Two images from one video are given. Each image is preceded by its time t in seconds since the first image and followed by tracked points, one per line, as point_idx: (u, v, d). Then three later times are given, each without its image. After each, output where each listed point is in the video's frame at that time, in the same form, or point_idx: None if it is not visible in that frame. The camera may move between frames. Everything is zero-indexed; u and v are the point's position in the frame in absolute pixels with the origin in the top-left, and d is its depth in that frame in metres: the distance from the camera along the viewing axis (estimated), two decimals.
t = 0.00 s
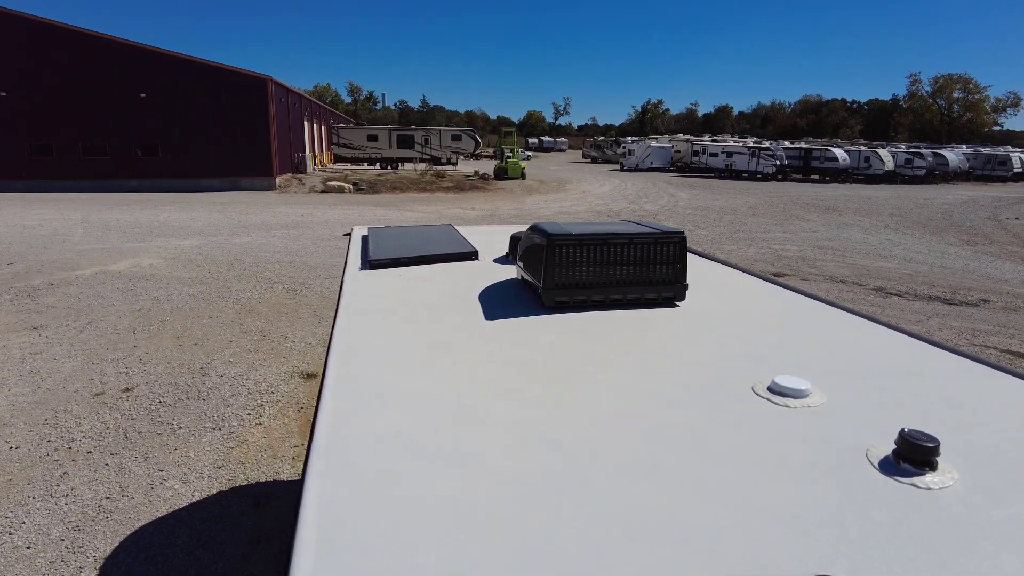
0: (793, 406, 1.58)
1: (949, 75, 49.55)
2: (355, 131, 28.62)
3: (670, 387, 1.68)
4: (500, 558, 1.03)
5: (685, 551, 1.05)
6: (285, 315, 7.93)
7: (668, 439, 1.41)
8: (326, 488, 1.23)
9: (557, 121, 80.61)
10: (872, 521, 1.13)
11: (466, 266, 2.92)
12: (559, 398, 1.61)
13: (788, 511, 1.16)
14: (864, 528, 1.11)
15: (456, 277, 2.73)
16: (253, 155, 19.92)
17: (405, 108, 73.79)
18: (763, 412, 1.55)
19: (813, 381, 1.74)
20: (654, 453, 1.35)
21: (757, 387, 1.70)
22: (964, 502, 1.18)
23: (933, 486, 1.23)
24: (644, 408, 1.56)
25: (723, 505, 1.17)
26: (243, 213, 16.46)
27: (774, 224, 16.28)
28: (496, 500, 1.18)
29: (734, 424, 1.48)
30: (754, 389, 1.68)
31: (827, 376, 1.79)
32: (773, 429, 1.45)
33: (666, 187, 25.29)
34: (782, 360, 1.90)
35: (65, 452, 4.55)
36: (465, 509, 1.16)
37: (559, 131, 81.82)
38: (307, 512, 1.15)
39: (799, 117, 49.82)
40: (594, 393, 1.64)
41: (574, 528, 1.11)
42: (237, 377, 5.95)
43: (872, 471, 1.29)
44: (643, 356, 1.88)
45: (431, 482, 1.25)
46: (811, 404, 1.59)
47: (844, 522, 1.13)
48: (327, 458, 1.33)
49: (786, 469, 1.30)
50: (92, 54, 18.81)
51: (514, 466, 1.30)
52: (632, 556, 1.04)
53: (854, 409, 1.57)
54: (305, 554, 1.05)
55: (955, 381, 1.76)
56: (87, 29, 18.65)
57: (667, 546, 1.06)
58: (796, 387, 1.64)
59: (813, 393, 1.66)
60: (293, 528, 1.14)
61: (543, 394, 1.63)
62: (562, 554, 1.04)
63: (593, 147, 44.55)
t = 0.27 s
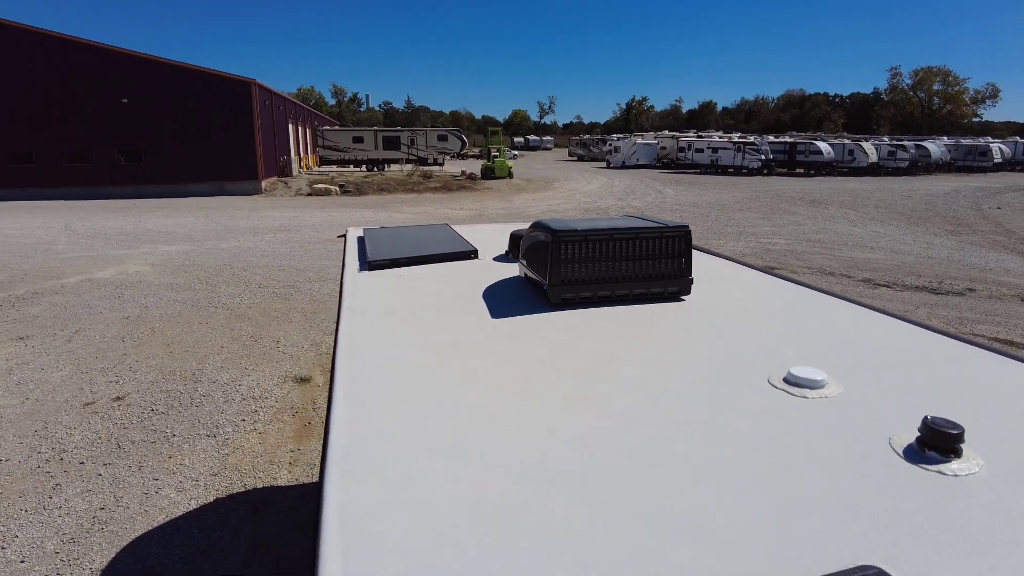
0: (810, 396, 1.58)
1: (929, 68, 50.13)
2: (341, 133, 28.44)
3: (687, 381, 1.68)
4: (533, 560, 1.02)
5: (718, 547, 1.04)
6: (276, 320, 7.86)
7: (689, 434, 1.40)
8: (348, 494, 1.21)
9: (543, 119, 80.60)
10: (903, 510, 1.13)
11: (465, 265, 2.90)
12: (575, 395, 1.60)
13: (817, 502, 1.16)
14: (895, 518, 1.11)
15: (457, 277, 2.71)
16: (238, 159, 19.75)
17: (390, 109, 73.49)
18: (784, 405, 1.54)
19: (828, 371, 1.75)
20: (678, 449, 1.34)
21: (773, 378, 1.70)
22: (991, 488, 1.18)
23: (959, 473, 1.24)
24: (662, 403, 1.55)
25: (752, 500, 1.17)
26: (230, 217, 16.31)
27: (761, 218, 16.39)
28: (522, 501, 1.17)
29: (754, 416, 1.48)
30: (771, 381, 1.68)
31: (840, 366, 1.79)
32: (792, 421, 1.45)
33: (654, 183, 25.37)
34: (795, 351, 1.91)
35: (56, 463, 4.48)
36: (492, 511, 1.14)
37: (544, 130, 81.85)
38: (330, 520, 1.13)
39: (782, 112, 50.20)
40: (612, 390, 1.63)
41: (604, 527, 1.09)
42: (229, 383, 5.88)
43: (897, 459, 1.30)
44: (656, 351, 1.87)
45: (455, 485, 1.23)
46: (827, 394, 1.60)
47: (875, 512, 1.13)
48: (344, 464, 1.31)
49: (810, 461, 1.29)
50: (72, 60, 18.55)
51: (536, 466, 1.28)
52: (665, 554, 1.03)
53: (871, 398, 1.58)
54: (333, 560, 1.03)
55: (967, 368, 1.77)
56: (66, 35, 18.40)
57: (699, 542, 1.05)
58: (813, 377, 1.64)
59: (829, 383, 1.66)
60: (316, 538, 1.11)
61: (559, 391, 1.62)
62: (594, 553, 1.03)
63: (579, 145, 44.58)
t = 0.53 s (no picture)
0: (813, 384, 1.61)
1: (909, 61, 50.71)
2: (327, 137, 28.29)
3: (690, 374, 1.69)
4: (547, 554, 1.02)
5: (729, 536, 1.05)
6: (267, 325, 7.81)
7: (695, 427, 1.41)
8: (358, 494, 1.21)
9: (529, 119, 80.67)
10: (910, 493, 1.15)
11: (461, 265, 2.89)
12: (579, 391, 1.61)
13: (826, 489, 1.17)
14: (904, 501, 1.13)
15: (453, 276, 2.70)
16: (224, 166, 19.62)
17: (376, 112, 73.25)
18: (786, 395, 1.56)
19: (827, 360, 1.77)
20: (686, 441, 1.35)
21: (775, 367, 1.72)
22: (994, 468, 1.21)
23: (961, 454, 1.26)
24: (666, 397, 1.56)
25: (763, 487, 1.18)
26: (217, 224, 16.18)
27: (750, 213, 16.50)
28: (533, 497, 1.17)
29: (757, 407, 1.50)
30: (773, 370, 1.70)
31: (839, 355, 1.82)
32: (795, 411, 1.47)
33: (642, 181, 25.46)
34: (794, 342, 1.93)
35: (48, 476, 4.42)
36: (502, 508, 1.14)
37: (531, 129, 81.91)
38: (340, 521, 1.13)
39: (767, 107, 50.57)
40: (616, 385, 1.64)
41: (616, 520, 1.10)
42: (222, 390, 5.83)
43: (901, 444, 1.32)
44: (659, 345, 1.89)
45: (463, 483, 1.23)
46: (829, 381, 1.62)
47: (883, 496, 1.14)
48: (351, 466, 1.30)
49: (816, 449, 1.31)
50: (53, 68, 18.30)
51: (544, 462, 1.29)
52: (677, 544, 1.04)
53: (871, 385, 1.61)
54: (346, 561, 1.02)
55: (961, 354, 1.80)
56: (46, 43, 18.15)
57: (708, 532, 1.06)
58: (814, 364, 1.67)
59: (830, 371, 1.68)
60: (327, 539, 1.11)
61: (562, 387, 1.63)
62: (607, 546, 1.04)
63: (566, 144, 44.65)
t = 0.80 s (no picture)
0: (807, 378, 1.62)
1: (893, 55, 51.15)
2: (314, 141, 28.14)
3: (686, 371, 1.69)
4: (547, 554, 1.01)
5: (729, 531, 1.05)
6: (259, 332, 7.75)
7: (691, 423, 1.41)
8: (354, 499, 1.20)
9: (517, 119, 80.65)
10: (909, 485, 1.15)
11: (453, 267, 2.88)
12: (575, 390, 1.61)
13: (823, 483, 1.17)
14: (902, 494, 1.13)
15: (445, 278, 2.69)
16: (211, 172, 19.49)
17: (364, 116, 73.00)
18: (782, 390, 1.56)
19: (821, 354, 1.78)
20: (684, 438, 1.35)
21: (770, 363, 1.73)
22: (990, 457, 1.22)
23: (957, 445, 1.27)
24: (662, 395, 1.56)
25: (760, 483, 1.18)
26: (205, 231, 16.05)
27: (739, 209, 16.58)
28: (531, 497, 1.17)
29: (753, 402, 1.50)
30: (768, 365, 1.71)
31: (834, 349, 1.82)
32: (790, 406, 1.47)
33: (631, 179, 25.52)
34: (787, 337, 1.94)
35: (39, 489, 4.36)
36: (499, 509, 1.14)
37: (519, 130, 81.90)
38: (337, 526, 1.11)
39: (753, 103, 50.81)
40: (612, 383, 1.64)
41: (615, 518, 1.10)
42: (214, 398, 5.78)
43: (898, 435, 1.33)
44: (653, 342, 1.89)
45: (461, 485, 1.22)
46: (824, 375, 1.63)
47: (882, 489, 1.14)
48: (346, 471, 1.29)
49: (812, 443, 1.31)
50: (35, 76, 18.05)
51: (541, 463, 1.28)
52: (678, 540, 1.03)
53: (866, 378, 1.61)
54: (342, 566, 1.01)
55: (953, 346, 1.81)
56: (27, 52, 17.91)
57: (708, 527, 1.06)
58: (809, 359, 1.67)
59: (824, 365, 1.69)
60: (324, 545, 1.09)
61: (558, 387, 1.63)
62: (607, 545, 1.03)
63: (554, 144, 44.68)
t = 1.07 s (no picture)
0: (799, 378, 1.62)
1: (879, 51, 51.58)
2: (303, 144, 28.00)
3: (679, 373, 1.69)
4: (539, 557, 1.01)
5: (720, 533, 1.05)
6: (250, 336, 7.70)
7: (684, 424, 1.41)
8: (344, 505, 1.19)
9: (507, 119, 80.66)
10: (901, 484, 1.15)
11: (444, 269, 2.87)
12: (567, 392, 1.60)
13: (814, 482, 1.17)
14: (893, 492, 1.13)
15: (436, 280, 2.68)
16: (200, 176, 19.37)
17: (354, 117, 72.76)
18: (773, 390, 1.56)
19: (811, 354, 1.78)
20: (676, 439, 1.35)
21: (760, 362, 1.73)
22: (978, 455, 1.23)
23: (947, 443, 1.28)
24: (655, 396, 1.56)
25: (752, 483, 1.18)
26: (195, 235, 15.93)
27: (729, 206, 16.66)
28: (524, 500, 1.16)
29: (744, 401, 1.50)
30: (758, 365, 1.71)
31: (824, 348, 1.83)
32: (782, 406, 1.47)
33: (622, 177, 25.58)
34: (777, 336, 1.94)
35: (28, 499, 4.31)
36: (492, 512, 1.13)
37: (509, 130, 81.97)
38: (327, 533, 1.10)
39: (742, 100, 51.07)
40: (603, 384, 1.63)
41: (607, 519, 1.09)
42: (205, 404, 5.73)
43: (888, 433, 1.33)
44: (643, 343, 1.89)
45: (454, 490, 1.21)
46: (814, 374, 1.63)
47: (873, 488, 1.15)
48: (337, 477, 1.28)
49: (804, 442, 1.31)
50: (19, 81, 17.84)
51: (533, 466, 1.27)
52: (671, 541, 1.03)
53: (855, 376, 1.62)
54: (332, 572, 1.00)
55: (943, 344, 1.82)
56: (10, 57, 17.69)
57: (701, 528, 1.06)
58: (798, 358, 1.67)
59: (814, 365, 1.70)
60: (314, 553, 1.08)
61: (550, 388, 1.62)
62: (600, 547, 1.02)
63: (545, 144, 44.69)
